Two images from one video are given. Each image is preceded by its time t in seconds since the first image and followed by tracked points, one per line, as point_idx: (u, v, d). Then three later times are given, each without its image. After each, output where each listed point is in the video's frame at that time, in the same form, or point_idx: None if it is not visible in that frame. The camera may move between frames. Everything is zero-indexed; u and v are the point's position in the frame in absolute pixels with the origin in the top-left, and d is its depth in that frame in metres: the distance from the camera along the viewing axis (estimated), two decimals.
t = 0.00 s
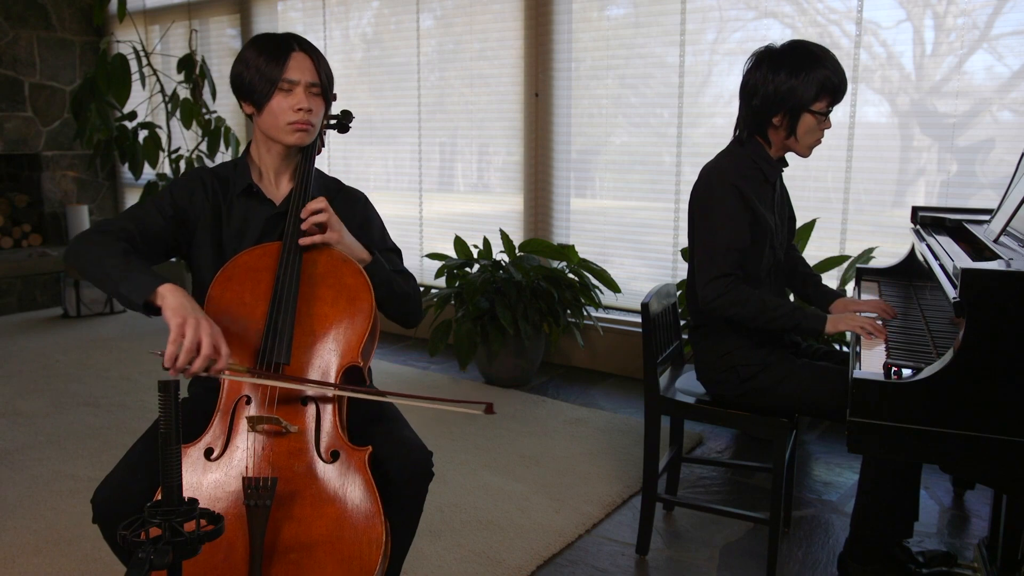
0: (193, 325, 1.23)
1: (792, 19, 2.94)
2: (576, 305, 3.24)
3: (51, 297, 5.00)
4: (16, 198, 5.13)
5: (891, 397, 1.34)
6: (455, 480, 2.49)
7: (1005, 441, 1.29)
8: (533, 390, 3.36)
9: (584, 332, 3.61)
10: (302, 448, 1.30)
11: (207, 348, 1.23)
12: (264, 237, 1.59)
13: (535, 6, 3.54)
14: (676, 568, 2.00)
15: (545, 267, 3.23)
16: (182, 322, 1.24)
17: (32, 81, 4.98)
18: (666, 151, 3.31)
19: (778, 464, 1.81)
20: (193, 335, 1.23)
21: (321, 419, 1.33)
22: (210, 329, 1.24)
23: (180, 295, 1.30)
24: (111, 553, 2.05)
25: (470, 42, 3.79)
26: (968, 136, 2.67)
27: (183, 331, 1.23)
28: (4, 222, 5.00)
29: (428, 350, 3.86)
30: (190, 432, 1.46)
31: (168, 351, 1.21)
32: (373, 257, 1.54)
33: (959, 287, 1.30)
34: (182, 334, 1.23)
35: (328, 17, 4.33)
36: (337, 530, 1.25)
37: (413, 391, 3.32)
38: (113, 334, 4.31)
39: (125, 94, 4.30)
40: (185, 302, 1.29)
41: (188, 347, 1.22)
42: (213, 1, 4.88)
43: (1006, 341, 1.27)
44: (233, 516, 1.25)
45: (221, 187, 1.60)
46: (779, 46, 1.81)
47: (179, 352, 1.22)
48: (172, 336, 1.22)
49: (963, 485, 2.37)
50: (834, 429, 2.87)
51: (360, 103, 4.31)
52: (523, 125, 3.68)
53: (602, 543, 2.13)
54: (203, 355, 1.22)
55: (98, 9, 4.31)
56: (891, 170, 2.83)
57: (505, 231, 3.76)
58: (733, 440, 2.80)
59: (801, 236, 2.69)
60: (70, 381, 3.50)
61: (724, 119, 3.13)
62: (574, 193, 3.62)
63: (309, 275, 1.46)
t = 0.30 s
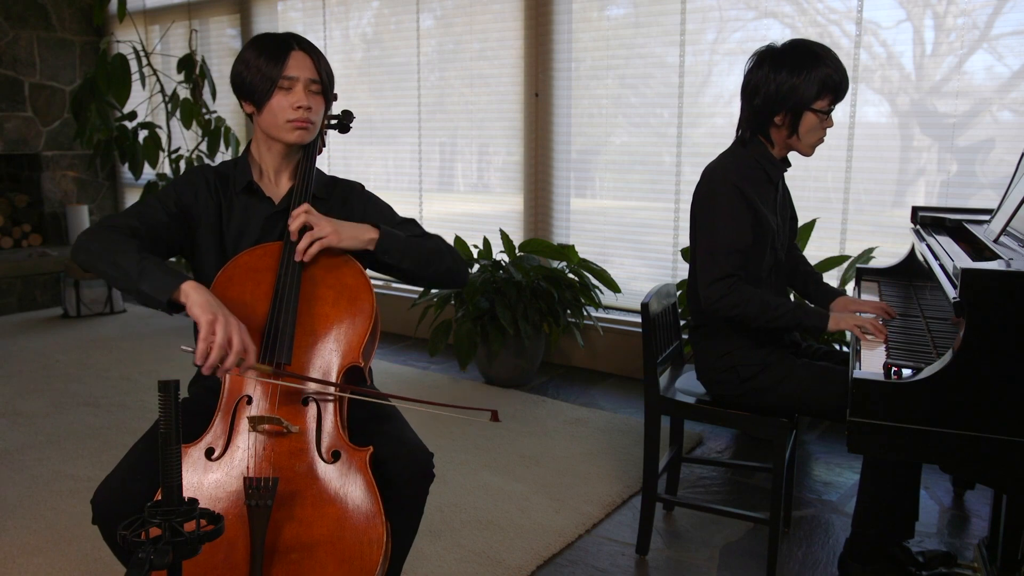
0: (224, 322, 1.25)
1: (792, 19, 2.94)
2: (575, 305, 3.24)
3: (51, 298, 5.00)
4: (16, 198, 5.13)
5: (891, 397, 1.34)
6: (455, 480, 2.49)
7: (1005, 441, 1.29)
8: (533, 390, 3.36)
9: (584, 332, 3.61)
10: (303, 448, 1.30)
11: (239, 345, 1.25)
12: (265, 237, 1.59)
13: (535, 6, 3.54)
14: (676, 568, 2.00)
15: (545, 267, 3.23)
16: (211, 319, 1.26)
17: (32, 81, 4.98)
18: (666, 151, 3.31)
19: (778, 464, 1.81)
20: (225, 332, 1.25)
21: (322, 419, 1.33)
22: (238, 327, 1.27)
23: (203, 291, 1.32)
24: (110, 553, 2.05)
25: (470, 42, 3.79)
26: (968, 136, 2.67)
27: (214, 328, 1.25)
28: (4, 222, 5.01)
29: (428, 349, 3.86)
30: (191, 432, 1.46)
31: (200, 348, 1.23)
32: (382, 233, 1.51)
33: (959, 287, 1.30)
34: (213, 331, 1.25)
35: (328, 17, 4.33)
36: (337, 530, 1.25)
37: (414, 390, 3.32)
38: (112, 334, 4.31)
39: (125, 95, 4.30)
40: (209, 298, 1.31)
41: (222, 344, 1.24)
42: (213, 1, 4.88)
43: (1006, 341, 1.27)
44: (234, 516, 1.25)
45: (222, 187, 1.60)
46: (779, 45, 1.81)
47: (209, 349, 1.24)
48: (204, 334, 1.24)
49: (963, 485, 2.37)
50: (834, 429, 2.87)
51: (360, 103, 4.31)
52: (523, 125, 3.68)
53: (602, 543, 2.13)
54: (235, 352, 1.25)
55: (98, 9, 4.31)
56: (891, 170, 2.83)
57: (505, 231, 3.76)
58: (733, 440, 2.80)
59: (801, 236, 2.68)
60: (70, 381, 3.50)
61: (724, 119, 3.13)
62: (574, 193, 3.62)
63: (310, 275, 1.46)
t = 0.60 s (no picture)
0: (164, 314, 1.24)
1: (792, 19, 2.94)
2: (575, 305, 3.24)
3: (51, 298, 5.00)
4: (16, 198, 5.13)
5: (891, 397, 1.34)
6: (455, 480, 2.49)
7: (1005, 441, 1.29)
8: (533, 390, 3.36)
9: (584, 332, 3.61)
10: (300, 448, 1.30)
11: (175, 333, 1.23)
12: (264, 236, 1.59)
13: (535, 6, 3.53)
14: (676, 568, 2.00)
15: (545, 267, 3.23)
16: (153, 310, 1.25)
17: (32, 81, 4.98)
18: (666, 151, 3.31)
19: (778, 464, 1.81)
20: (164, 323, 1.24)
21: (319, 419, 1.34)
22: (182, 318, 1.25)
23: (156, 286, 1.33)
24: (110, 553, 2.05)
25: (470, 42, 3.79)
26: (968, 136, 2.67)
27: (155, 321, 1.24)
28: (4, 222, 5.01)
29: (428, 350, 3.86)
30: (190, 432, 1.46)
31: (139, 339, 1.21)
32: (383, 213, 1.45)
33: (959, 287, 1.30)
34: (154, 323, 1.24)
35: (328, 17, 4.33)
36: (335, 529, 1.25)
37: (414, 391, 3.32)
38: (113, 334, 4.31)
39: (125, 94, 4.30)
40: (160, 293, 1.31)
41: (160, 335, 1.22)
42: (213, 1, 4.88)
43: (1007, 341, 1.27)
44: (231, 516, 1.25)
45: (223, 188, 1.60)
46: (776, 46, 1.81)
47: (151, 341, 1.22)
48: (145, 325, 1.23)
49: (963, 485, 2.37)
50: (834, 429, 2.87)
51: (360, 103, 4.31)
52: (523, 125, 3.68)
53: (602, 543, 2.13)
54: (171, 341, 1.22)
55: (99, 9, 4.31)
56: (891, 170, 2.83)
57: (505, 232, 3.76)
58: (733, 440, 2.80)
59: (801, 236, 2.68)
60: (70, 381, 3.50)
61: (724, 119, 3.13)
62: (574, 193, 3.62)
63: (307, 275, 1.46)
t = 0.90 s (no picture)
0: (169, 350, 1.29)
1: (792, 18, 2.94)
2: (575, 305, 3.24)
3: (51, 298, 5.00)
4: (16, 198, 5.13)
5: (891, 397, 1.34)
6: (455, 480, 2.49)
7: (1005, 441, 1.29)
8: (533, 390, 3.36)
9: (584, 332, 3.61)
10: (299, 447, 1.30)
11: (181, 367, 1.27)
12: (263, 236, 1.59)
13: (535, 6, 3.53)
14: (676, 568, 2.00)
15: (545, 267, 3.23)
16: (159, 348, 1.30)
17: (32, 81, 4.98)
18: (666, 151, 3.31)
19: (778, 464, 1.81)
20: (170, 358, 1.28)
21: (317, 419, 1.34)
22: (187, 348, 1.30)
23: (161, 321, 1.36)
24: (110, 553, 2.05)
25: (470, 42, 3.79)
26: (968, 136, 2.67)
27: (162, 356, 1.29)
28: (4, 222, 5.01)
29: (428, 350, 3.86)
30: (190, 433, 1.46)
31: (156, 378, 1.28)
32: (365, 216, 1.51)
33: (959, 287, 1.30)
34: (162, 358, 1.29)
35: (328, 17, 4.32)
36: (334, 529, 1.24)
37: (414, 391, 3.32)
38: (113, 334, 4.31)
39: (125, 94, 4.30)
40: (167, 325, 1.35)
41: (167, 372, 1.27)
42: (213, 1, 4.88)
43: (1007, 340, 1.27)
44: (230, 515, 1.25)
45: (223, 187, 1.60)
46: (774, 45, 1.81)
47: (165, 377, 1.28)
48: (154, 363, 1.29)
49: (963, 485, 2.37)
50: (834, 429, 2.87)
51: (360, 103, 4.31)
52: (523, 125, 3.68)
53: (602, 543, 2.13)
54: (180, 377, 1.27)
55: (99, 9, 4.31)
56: (891, 170, 2.83)
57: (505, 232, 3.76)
58: (733, 440, 2.80)
59: (801, 236, 2.68)
60: (70, 381, 3.50)
61: (725, 119, 3.13)
62: (574, 193, 3.62)
63: (305, 277, 1.47)
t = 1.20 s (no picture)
0: (187, 332, 1.24)
1: (792, 19, 2.94)
2: (576, 305, 3.24)
3: (50, 298, 5.00)
4: (16, 198, 5.12)
5: (891, 397, 1.34)
6: (455, 480, 2.49)
7: (1005, 441, 1.29)
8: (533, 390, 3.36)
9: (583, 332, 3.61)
10: (301, 448, 1.30)
11: (198, 351, 1.23)
12: (263, 237, 1.59)
13: (535, 6, 3.53)
14: (676, 568, 2.00)
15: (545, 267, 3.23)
16: (174, 329, 1.25)
17: (32, 81, 4.98)
18: (666, 151, 3.31)
19: (778, 464, 1.81)
20: (186, 341, 1.23)
21: (319, 419, 1.34)
22: (203, 332, 1.25)
23: (175, 305, 1.32)
24: (110, 553, 2.05)
25: (470, 42, 3.79)
26: (968, 136, 2.67)
27: (176, 338, 1.24)
28: (4, 222, 5.01)
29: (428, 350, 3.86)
30: (190, 433, 1.46)
31: (165, 359, 1.21)
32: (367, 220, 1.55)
33: (959, 287, 1.30)
34: (176, 340, 1.24)
35: (328, 17, 4.32)
36: (336, 529, 1.25)
37: (414, 391, 3.32)
38: (112, 334, 4.31)
39: (125, 94, 4.30)
40: (181, 310, 1.31)
41: (182, 354, 1.22)
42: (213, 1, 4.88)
43: (1007, 340, 1.27)
44: (232, 516, 1.24)
45: (222, 187, 1.60)
46: (773, 45, 1.81)
47: (176, 358, 1.22)
48: (167, 343, 1.23)
49: (963, 485, 2.37)
50: (834, 429, 2.87)
51: (360, 103, 4.31)
52: (523, 125, 3.68)
53: (602, 543, 2.13)
54: (195, 362, 1.23)
55: (99, 8, 4.31)
56: (891, 170, 2.83)
57: (505, 231, 3.76)
58: (733, 440, 2.80)
59: (801, 236, 2.68)
60: (70, 381, 3.50)
61: (724, 119, 3.13)
62: (574, 193, 3.62)
63: (306, 277, 1.47)
